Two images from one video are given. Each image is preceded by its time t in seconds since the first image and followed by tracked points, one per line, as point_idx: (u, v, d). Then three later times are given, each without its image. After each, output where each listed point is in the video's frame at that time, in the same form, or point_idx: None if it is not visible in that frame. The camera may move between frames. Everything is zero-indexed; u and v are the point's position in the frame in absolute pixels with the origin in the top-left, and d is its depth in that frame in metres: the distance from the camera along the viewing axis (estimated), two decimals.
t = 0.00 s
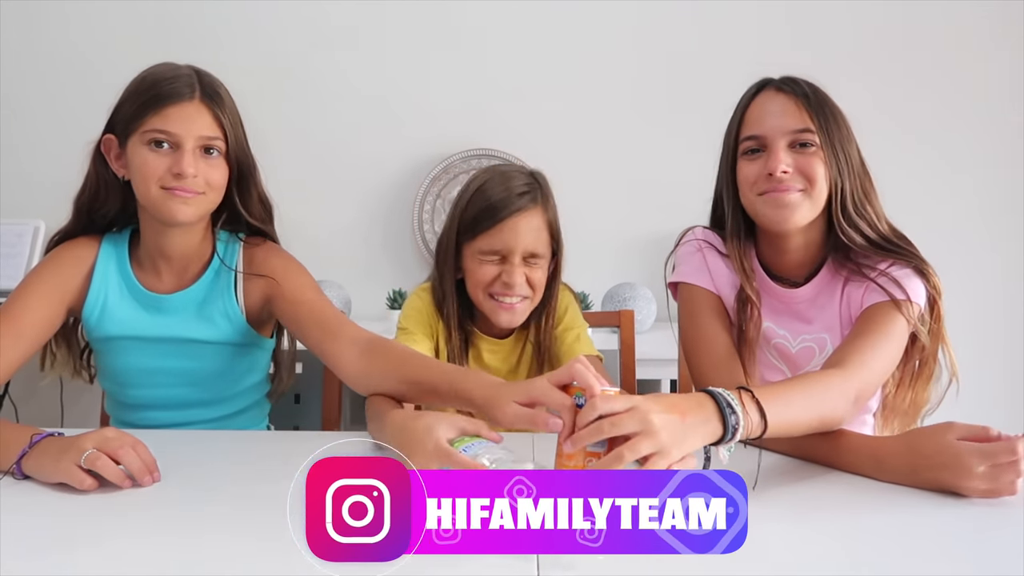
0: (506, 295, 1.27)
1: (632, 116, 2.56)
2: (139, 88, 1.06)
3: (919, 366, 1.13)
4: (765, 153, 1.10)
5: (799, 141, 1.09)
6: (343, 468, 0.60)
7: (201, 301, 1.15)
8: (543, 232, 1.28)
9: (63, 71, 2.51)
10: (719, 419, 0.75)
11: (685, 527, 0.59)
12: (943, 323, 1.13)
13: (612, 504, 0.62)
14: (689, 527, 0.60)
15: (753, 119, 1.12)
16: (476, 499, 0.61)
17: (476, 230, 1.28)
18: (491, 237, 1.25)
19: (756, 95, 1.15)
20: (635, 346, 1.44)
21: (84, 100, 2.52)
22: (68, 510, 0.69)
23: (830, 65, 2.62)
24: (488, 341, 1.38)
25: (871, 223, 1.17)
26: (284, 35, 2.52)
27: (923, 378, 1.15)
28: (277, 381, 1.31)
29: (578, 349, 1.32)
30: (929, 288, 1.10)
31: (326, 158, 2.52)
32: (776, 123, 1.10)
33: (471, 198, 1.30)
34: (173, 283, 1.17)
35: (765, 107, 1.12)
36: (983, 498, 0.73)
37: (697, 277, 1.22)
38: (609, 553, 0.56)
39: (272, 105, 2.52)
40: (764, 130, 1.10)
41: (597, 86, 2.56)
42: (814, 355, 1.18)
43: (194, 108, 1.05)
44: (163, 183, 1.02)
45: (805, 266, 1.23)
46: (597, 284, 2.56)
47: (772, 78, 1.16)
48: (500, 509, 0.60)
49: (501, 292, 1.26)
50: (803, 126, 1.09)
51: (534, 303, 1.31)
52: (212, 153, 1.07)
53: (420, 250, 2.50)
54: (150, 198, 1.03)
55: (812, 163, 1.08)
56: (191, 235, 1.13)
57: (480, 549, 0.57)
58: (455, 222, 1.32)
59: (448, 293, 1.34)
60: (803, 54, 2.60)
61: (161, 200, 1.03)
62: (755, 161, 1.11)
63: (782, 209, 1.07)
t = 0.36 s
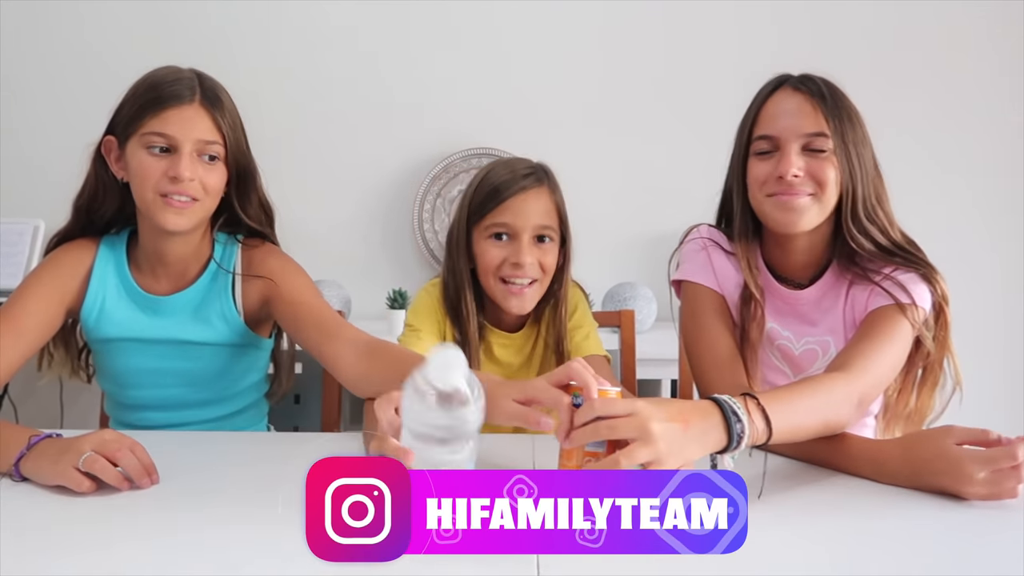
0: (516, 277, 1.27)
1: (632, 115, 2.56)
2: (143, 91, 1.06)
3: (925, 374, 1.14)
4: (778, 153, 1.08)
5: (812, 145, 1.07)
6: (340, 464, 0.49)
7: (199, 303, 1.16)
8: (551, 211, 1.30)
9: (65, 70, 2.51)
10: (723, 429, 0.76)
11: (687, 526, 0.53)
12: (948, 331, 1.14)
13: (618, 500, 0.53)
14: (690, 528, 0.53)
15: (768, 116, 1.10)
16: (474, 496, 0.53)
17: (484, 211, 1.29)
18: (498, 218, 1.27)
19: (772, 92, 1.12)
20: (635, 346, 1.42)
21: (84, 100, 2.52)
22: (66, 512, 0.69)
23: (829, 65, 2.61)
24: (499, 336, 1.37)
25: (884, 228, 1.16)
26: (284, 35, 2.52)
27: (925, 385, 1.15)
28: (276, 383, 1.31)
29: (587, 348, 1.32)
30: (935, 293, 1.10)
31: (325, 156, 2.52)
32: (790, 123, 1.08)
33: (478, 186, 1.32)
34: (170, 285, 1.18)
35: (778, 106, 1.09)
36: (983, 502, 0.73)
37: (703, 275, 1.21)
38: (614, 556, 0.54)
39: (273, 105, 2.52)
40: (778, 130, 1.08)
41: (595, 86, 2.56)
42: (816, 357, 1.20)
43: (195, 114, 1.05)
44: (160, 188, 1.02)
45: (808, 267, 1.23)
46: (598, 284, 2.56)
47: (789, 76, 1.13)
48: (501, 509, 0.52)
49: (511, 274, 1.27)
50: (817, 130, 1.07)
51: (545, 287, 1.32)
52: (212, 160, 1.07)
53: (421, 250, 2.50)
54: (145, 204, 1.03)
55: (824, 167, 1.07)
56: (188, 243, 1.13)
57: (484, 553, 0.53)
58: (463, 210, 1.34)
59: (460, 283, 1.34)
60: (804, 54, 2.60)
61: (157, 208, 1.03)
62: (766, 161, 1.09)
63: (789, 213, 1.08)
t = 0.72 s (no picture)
0: (479, 282, 1.30)
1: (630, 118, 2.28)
2: (96, 123, 1.06)
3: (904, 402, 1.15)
4: (761, 177, 1.08)
5: (796, 169, 1.08)
6: (342, 466, 0.69)
7: (167, 333, 1.14)
8: (515, 218, 1.34)
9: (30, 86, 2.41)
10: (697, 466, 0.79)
11: (686, 527, 0.71)
12: (927, 362, 1.14)
13: (615, 503, 0.72)
14: (689, 527, 0.71)
15: (750, 141, 1.10)
16: (477, 499, 0.73)
17: (448, 219, 1.33)
18: (463, 225, 1.31)
19: (758, 114, 1.11)
20: (614, 367, 1.42)
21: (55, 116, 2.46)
22: (17, 562, 0.67)
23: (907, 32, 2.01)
24: (463, 351, 1.37)
25: (872, 256, 1.15)
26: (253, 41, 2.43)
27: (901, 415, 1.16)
28: (251, 407, 1.29)
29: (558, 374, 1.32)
30: (914, 321, 1.11)
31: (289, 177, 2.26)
32: (774, 148, 1.08)
33: (445, 201, 1.36)
34: (139, 312, 1.16)
35: (764, 130, 1.09)
36: (958, 535, 0.74)
37: (681, 298, 1.20)
38: (607, 554, 0.69)
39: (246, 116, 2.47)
40: (761, 154, 1.08)
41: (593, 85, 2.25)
42: (794, 384, 1.19)
43: (145, 143, 1.05)
44: (113, 222, 1.03)
45: (789, 293, 1.21)
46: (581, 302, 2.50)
47: (776, 98, 1.14)
48: (500, 510, 0.73)
49: (475, 279, 1.30)
50: (802, 155, 1.07)
51: (511, 294, 1.34)
52: (168, 189, 1.06)
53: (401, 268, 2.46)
54: (101, 238, 1.04)
55: (806, 194, 1.07)
56: (154, 270, 1.12)
57: (485, 547, 0.70)
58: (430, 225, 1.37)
59: (425, 294, 1.35)
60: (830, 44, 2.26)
61: (112, 240, 1.03)
62: (749, 185, 1.09)
63: (772, 238, 1.07)
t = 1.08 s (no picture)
0: (439, 305, 1.29)
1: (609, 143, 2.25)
2: (44, 148, 1.04)
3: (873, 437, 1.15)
4: (734, 209, 1.09)
5: (768, 203, 1.08)
6: (344, 467, 0.66)
7: (122, 365, 1.12)
8: (474, 243, 1.33)
9: None
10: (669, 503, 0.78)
11: (685, 526, 0.72)
12: (897, 397, 1.14)
13: (616, 503, 0.70)
14: (689, 526, 0.72)
15: (724, 174, 1.10)
16: (477, 498, 0.70)
17: (411, 243, 1.32)
18: (423, 249, 1.30)
19: (731, 148, 1.13)
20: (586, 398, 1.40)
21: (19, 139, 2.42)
22: None
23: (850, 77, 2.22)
24: (432, 374, 1.37)
25: (846, 289, 1.16)
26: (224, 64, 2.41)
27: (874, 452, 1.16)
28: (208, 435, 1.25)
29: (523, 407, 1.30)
30: (884, 360, 1.12)
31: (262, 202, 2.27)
32: (747, 181, 1.09)
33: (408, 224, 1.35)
34: (93, 344, 1.14)
35: (737, 162, 1.10)
36: (925, 570, 0.73)
37: (654, 327, 1.20)
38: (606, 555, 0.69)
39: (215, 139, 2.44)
40: (734, 187, 1.09)
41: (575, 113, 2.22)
42: (767, 416, 1.17)
43: (94, 166, 1.03)
44: (67, 247, 0.99)
45: (761, 324, 1.22)
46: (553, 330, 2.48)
47: (749, 132, 1.15)
48: (500, 510, 0.69)
49: (435, 302, 1.29)
50: (774, 189, 1.08)
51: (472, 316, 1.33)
52: (123, 212, 1.04)
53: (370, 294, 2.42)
54: (53, 265, 1.01)
55: (779, 227, 1.08)
56: (106, 301, 1.10)
57: (486, 546, 0.69)
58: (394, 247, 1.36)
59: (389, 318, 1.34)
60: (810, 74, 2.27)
61: (66, 267, 1.00)
62: (722, 217, 1.09)
63: (745, 270, 1.06)
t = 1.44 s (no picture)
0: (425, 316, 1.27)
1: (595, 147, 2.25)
2: (14, 154, 1.02)
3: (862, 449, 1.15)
4: (708, 227, 1.09)
5: (740, 219, 1.07)
6: (343, 467, 0.62)
7: (91, 369, 1.10)
8: (460, 250, 1.33)
9: None
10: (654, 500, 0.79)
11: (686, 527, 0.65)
12: (884, 408, 1.15)
13: (616, 503, 0.64)
14: (689, 527, 0.65)
15: (703, 188, 1.10)
16: (477, 498, 0.63)
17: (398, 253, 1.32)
18: (411, 258, 1.30)
19: (707, 163, 1.13)
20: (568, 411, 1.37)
21: None
22: None
23: (828, 87, 2.28)
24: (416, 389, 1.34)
25: (829, 299, 1.14)
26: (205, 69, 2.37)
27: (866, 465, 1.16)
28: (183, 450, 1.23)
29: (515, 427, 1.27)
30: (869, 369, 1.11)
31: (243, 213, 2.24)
32: (721, 197, 1.08)
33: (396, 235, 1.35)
34: (58, 351, 1.11)
35: (714, 178, 1.10)
36: None
37: (640, 337, 1.19)
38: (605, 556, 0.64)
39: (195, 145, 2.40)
40: (710, 203, 1.09)
41: (560, 120, 2.25)
42: (753, 429, 1.16)
43: (78, 170, 1.02)
44: (58, 252, 0.98)
45: (748, 337, 1.20)
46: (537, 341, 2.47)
47: (726, 145, 1.14)
48: (500, 509, 0.63)
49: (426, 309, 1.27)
50: (748, 205, 1.08)
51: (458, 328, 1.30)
52: (107, 221, 1.04)
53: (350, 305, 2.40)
54: (39, 272, 0.98)
55: (756, 243, 1.07)
56: (75, 307, 1.08)
57: (486, 547, 0.63)
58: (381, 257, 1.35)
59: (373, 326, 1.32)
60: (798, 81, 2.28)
61: (56, 273, 0.98)
62: (697, 236, 1.09)
63: (720, 286, 1.07)
